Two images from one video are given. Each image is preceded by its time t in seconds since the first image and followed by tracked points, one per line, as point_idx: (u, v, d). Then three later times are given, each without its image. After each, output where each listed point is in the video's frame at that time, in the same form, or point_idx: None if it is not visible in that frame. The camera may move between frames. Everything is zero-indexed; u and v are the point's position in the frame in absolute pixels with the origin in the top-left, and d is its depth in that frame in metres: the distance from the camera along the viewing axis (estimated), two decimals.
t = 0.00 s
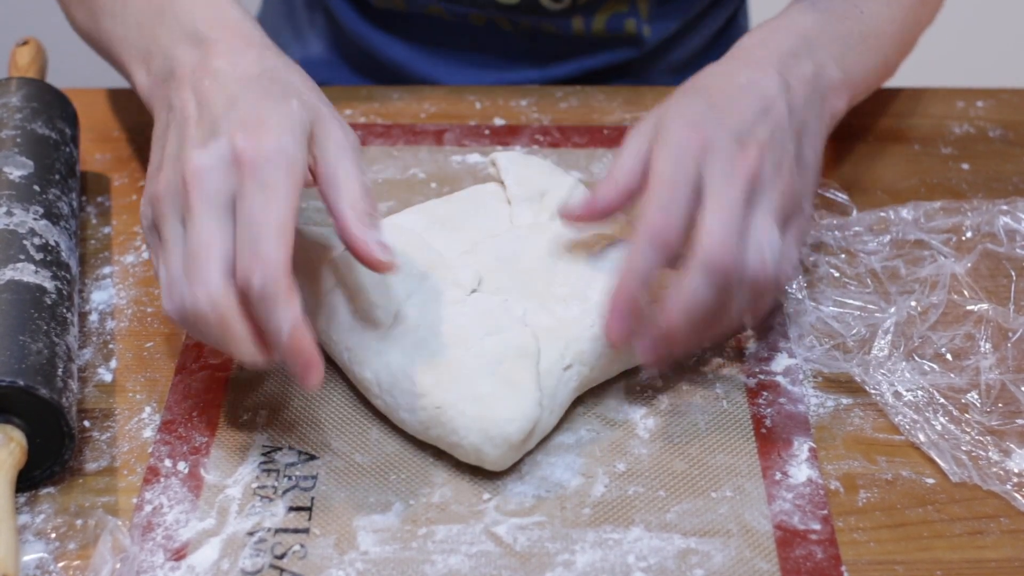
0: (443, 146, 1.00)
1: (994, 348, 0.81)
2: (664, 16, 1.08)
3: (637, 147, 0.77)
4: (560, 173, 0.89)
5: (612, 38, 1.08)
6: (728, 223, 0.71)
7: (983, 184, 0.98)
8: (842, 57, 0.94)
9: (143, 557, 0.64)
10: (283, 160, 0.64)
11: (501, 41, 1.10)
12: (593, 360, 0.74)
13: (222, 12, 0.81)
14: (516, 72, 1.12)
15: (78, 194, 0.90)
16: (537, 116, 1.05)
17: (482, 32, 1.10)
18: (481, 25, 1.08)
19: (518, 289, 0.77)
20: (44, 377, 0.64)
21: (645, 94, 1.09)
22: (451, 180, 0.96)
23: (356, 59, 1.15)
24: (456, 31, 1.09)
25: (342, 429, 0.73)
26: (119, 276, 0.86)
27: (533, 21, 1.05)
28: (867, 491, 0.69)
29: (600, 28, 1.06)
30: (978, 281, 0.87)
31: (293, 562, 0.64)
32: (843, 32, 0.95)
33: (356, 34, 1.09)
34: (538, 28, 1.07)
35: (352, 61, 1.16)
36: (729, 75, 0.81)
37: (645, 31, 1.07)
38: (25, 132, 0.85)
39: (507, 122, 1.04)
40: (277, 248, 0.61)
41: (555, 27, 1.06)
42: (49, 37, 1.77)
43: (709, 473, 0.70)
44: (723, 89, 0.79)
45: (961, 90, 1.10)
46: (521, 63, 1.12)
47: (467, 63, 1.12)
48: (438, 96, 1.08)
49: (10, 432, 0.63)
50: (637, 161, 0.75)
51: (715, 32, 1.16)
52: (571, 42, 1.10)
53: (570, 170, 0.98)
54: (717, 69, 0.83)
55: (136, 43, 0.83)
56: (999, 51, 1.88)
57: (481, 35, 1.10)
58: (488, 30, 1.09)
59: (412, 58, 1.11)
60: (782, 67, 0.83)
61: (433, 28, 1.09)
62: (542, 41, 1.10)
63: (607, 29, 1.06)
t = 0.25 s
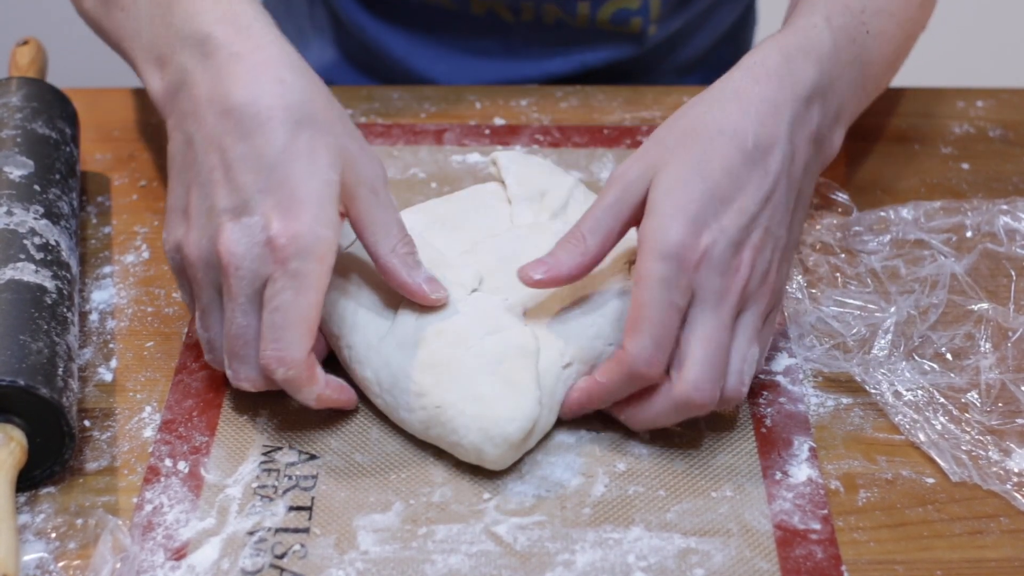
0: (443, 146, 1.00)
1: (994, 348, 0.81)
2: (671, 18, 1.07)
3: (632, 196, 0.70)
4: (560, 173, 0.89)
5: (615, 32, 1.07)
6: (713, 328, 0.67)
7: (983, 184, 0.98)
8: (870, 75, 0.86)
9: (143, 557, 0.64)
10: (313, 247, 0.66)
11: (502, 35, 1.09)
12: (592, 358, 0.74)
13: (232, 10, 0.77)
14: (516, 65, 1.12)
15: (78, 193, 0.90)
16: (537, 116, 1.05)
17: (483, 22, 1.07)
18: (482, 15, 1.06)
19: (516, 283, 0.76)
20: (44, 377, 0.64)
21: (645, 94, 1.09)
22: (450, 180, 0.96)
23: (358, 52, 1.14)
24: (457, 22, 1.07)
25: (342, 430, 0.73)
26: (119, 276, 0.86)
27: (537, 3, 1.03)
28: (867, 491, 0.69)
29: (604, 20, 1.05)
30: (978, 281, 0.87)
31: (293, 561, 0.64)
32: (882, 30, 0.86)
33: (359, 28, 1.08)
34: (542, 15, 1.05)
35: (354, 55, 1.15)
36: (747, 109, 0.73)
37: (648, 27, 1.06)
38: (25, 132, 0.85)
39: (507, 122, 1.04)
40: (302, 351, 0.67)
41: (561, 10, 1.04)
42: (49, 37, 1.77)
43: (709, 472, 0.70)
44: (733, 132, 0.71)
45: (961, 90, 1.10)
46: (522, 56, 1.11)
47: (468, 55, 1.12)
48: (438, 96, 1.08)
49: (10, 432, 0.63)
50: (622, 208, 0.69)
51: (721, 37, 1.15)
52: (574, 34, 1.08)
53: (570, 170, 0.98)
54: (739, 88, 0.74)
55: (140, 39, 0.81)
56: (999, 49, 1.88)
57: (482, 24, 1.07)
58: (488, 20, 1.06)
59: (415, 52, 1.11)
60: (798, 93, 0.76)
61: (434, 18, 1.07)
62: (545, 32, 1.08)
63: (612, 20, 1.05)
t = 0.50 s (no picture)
0: (443, 146, 1.00)
1: (994, 348, 0.81)
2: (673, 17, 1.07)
3: (635, 197, 0.68)
4: (561, 173, 0.89)
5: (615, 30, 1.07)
6: (709, 349, 0.68)
7: (983, 184, 0.98)
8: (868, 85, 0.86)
9: (143, 557, 0.64)
10: (299, 209, 0.67)
11: (503, 31, 1.09)
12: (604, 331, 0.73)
13: (233, 3, 0.77)
14: (516, 61, 1.12)
15: (78, 194, 0.90)
16: (537, 116, 1.05)
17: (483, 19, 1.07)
18: (482, 11, 1.06)
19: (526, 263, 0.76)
20: (45, 377, 0.64)
21: (645, 94, 1.09)
22: (450, 181, 0.96)
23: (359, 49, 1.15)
24: (458, 16, 1.07)
25: (342, 430, 0.73)
26: (119, 276, 0.86)
27: None
28: (867, 491, 0.69)
29: (605, 16, 1.05)
30: (979, 282, 0.87)
31: (293, 562, 0.64)
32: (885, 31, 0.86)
33: (360, 23, 1.09)
34: (542, 12, 1.05)
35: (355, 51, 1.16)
36: (758, 121, 0.73)
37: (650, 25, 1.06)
38: (25, 133, 0.85)
39: (507, 122, 1.04)
40: (307, 312, 0.66)
41: (561, 7, 1.04)
42: (49, 37, 1.77)
43: (709, 473, 0.70)
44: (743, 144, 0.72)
45: (961, 90, 1.10)
46: (522, 54, 1.11)
47: (468, 52, 1.12)
48: (438, 96, 1.08)
49: (10, 432, 0.63)
50: (621, 206, 0.68)
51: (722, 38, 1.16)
52: (574, 31, 1.08)
53: (570, 170, 0.98)
54: (749, 96, 0.74)
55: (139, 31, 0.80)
56: (1000, 47, 1.87)
57: (482, 21, 1.07)
58: (488, 16, 1.07)
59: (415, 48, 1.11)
60: (804, 106, 0.76)
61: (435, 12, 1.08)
62: (546, 29, 1.08)
63: (612, 17, 1.05)
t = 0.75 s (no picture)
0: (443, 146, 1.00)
1: (994, 348, 0.81)
2: (673, 19, 1.08)
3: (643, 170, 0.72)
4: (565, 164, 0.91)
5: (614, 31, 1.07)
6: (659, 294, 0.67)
7: (983, 184, 0.98)
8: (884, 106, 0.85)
9: (143, 557, 0.64)
10: (256, 124, 0.68)
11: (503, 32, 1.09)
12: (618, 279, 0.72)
13: None
14: (516, 62, 1.12)
15: (78, 194, 0.90)
16: (537, 116, 1.05)
17: (482, 19, 1.08)
18: (481, 12, 1.06)
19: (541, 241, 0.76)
20: (45, 377, 0.64)
21: (645, 95, 1.09)
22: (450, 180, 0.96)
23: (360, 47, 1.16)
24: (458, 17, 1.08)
25: (342, 429, 0.73)
26: (119, 276, 0.86)
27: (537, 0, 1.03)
28: (867, 491, 0.69)
29: (604, 18, 1.05)
30: (978, 281, 0.87)
31: (293, 561, 0.64)
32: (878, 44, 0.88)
33: (363, 24, 1.09)
34: (542, 13, 1.06)
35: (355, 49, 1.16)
36: (769, 143, 0.76)
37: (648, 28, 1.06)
38: (25, 132, 0.85)
39: (507, 122, 1.04)
40: (298, 213, 0.66)
41: (559, 9, 1.04)
42: (49, 37, 1.77)
43: (709, 472, 0.70)
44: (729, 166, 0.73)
45: (961, 90, 1.10)
46: (522, 54, 1.11)
47: (468, 53, 1.12)
48: (438, 96, 1.08)
49: (10, 431, 0.63)
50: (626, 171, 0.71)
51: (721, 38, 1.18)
52: (574, 31, 1.08)
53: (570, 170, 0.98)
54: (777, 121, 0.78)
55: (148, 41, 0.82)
56: (999, 47, 1.88)
57: (481, 21, 1.08)
58: (487, 17, 1.07)
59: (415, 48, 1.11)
60: (817, 134, 0.79)
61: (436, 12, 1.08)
62: (545, 30, 1.09)
63: (611, 19, 1.05)
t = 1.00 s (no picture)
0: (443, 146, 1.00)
1: (994, 348, 0.81)
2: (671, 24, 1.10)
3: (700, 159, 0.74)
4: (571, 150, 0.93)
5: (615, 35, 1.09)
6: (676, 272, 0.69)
7: (983, 184, 0.98)
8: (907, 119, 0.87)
9: (143, 557, 0.64)
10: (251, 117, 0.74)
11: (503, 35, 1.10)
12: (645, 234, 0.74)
13: None
14: (516, 69, 1.12)
15: (78, 194, 0.90)
16: (537, 116, 1.05)
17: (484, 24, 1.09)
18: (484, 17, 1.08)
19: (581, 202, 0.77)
20: (45, 377, 0.64)
21: (645, 94, 1.09)
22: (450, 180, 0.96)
23: (361, 52, 1.16)
24: (459, 24, 1.10)
25: (342, 429, 0.73)
26: (119, 276, 0.86)
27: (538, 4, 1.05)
28: (867, 491, 0.69)
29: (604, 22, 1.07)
30: (979, 281, 0.87)
31: (293, 562, 0.64)
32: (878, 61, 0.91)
33: (365, 28, 1.10)
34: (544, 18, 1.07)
35: (356, 53, 1.17)
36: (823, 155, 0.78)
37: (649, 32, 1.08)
38: (25, 132, 0.85)
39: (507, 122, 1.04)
40: (304, 197, 0.71)
41: (561, 13, 1.06)
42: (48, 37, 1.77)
43: (709, 472, 0.70)
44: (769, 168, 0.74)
45: (961, 90, 1.10)
46: (522, 59, 1.12)
47: (467, 64, 1.13)
48: (438, 96, 1.08)
49: (10, 432, 0.63)
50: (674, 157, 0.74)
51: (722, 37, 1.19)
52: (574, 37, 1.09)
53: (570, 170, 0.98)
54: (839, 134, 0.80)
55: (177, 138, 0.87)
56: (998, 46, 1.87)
57: (483, 26, 1.09)
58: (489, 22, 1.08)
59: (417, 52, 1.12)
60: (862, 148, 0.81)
61: (437, 19, 1.10)
62: (546, 35, 1.10)
63: (612, 24, 1.07)
